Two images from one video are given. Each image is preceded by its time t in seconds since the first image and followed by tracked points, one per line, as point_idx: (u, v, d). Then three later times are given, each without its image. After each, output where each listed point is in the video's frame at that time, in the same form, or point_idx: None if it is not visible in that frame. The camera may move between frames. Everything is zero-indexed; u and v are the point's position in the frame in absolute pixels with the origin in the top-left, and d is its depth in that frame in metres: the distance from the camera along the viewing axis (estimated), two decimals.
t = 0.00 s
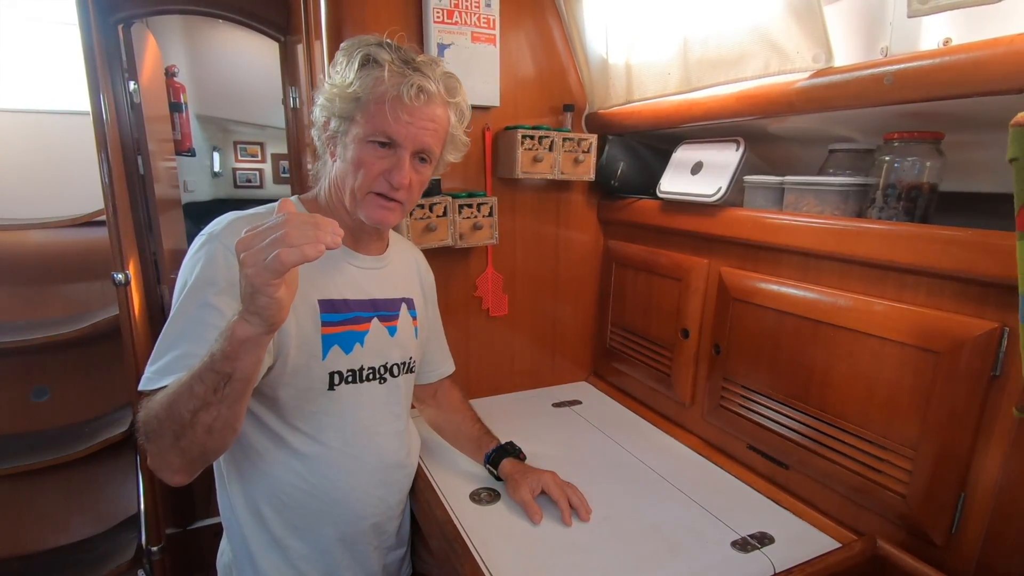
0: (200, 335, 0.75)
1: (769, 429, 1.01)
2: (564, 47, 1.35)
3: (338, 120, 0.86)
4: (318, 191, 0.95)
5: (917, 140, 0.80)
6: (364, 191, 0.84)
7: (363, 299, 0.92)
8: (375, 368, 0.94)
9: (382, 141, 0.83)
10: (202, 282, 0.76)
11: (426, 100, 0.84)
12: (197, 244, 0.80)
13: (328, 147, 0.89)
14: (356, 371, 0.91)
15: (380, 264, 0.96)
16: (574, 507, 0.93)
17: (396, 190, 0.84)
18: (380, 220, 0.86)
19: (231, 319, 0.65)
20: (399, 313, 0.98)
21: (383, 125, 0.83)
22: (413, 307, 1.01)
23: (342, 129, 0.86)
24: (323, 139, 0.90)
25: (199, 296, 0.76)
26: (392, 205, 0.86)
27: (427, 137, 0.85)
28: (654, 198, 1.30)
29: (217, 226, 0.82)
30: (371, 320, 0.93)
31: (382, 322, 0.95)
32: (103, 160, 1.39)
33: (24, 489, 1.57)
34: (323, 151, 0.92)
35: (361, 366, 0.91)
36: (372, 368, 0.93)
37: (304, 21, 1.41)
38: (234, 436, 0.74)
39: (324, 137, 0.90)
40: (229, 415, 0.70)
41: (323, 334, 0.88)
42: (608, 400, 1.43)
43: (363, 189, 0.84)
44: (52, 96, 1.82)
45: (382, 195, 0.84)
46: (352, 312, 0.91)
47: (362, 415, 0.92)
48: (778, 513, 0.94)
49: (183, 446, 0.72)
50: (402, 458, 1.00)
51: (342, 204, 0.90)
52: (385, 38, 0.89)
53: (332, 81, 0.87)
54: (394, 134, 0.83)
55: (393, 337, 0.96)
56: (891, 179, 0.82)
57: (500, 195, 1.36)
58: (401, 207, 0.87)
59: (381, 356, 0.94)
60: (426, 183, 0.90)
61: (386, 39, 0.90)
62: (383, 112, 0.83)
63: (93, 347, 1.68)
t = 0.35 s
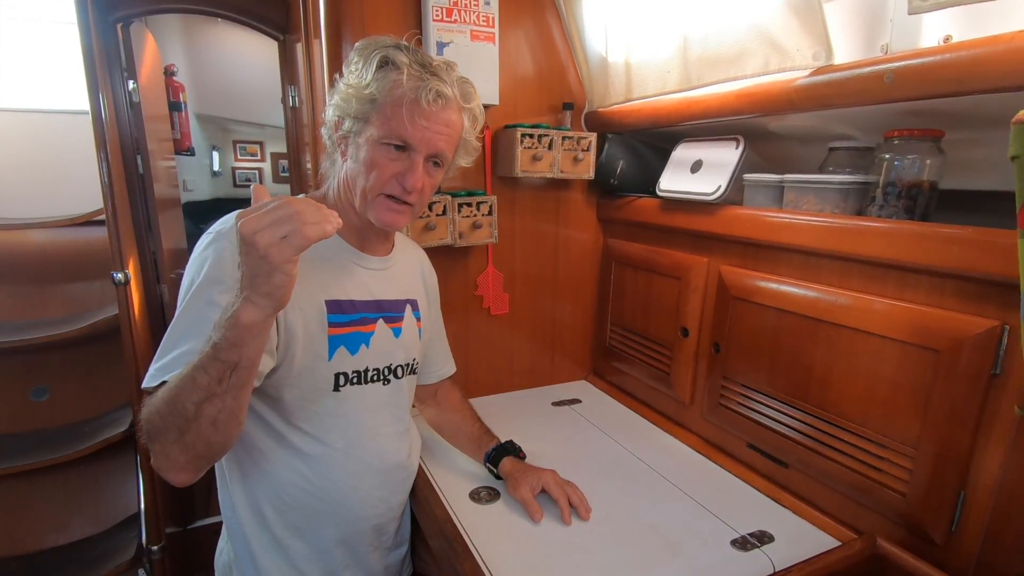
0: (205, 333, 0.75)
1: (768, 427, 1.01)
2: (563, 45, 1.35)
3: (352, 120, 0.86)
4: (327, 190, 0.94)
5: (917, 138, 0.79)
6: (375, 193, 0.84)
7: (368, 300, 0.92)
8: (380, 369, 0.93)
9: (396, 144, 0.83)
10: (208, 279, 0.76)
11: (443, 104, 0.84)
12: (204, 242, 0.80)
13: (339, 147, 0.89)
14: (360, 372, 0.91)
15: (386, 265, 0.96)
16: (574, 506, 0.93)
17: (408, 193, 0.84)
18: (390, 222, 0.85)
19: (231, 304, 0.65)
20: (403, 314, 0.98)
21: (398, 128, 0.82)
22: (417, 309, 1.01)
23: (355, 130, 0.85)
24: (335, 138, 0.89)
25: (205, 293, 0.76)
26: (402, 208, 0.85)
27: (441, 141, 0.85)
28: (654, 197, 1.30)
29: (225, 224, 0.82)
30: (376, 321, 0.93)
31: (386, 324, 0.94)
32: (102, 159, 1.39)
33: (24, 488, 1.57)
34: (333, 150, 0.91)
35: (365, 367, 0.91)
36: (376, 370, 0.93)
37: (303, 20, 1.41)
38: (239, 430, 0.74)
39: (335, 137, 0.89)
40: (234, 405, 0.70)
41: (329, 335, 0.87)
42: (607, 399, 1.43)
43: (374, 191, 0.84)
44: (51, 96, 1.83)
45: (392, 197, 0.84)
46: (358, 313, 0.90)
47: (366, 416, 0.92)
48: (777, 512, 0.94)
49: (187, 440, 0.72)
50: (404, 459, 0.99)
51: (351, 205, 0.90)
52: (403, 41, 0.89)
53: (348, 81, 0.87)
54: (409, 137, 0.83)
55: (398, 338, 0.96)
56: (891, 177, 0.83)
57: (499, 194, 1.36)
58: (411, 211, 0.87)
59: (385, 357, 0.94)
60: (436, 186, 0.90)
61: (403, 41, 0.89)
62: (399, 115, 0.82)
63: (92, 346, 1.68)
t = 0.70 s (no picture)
0: (226, 345, 0.75)
1: (769, 425, 1.01)
2: (563, 43, 1.34)
3: (352, 117, 0.86)
4: (329, 190, 0.93)
5: (919, 134, 0.79)
6: (379, 189, 0.83)
7: (372, 302, 0.92)
8: (384, 372, 0.93)
9: (397, 137, 0.83)
10: (221, 290, 0.76)
11: (443, 95, 0.84)
12: (209, 250, 0.79)
13: (341, 146, 0.88)
14: (366, 374, 0.91)
15: (390, 267, 0.95)
16: (574, 502, 0.93)
17: (411, 186, 0.83)
18: (396, 218, 0.85)
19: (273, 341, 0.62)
20: (407, 316, 0.97)
21: (399, 121, 0.82)
22: (420, 310, 1.01)
23: (356, 127, 0.85)
24: (336, 138, 0.89)
25: (222, 304, 0.76)
26: (408, 202, 0.85)
27: (443, 133, 0.85)
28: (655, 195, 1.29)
29: (229, 231, 0.81)
30: (380, 324, 0.93)
31: (390, 326, 0.94)
32: (102, 158, 1.39)
33: (26, 488, 1.57)
34: (334, 150, 0.91)
35: (370, 370, 0.91)
36: (381, 372, 0.93)
37: (303, 19, 1.41)
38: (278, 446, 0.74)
39: (336, 136, 0.89)
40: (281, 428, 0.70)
41: (337, 340, 0.87)
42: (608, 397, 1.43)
43: (378, 187, 0.83)
44: (51, 96, 1.83)
45: (397, 192, 0.84)
46: (363, 316, 0.91)
47: (369, 417, 0.93)
48: (779, 510, 0.94)
49: (231, 463, 0.71)
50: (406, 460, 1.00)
51: (355, 205, 0.89)
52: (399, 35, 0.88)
53: (347, 78, 0.87)
54: (410, 130, 0.83)
55: (402, 340, 0.96)
56: (893, 174, 0.82)
57: (499, 193, 1.36)
58: (416, 205, 0.86)
59: (389, 359, 0.94)
60: (439, 180, 0.90)
61: (398, 36, 0.89)
62: (400, 108, 0.82)
63: (94, 346, 1.69)
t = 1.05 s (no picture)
0: (263, 354, 0.74)
1: (773, 424, 1.00)
2: (564, 40, 1.34)
3: (315, 113, 0.86)
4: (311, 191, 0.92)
5: (923, 130, 0.78)
6: (358, 174, 0.83)
7: (372, 300, 0.91)
8: (385, 370, 0.93)
9: (360, 116, 0.82)
10: (241, 299, 0.74)
11: (391, 59, 0.82)
12: (211, 262, 0.75)
13: (315, 146, 0.88)
14: (368, 373, 0.90)
15: (386, 263, 0.95)
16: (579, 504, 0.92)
17: (387, 160, 0.82)
18: (384, 198, 0.84)
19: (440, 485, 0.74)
20: (405, 313, 0.97)
21: (356, 99, 0.81)
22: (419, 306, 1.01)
23: (322, 121, 0.85)
24: (308, 141, 0.90)
25: (251, 315, 0.74)
26: (389, 178, 0.84)
27: (403, 99, 0.83)
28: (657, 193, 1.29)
29: (228, 239, 0.77)
30: (380, 322, 0.92)
31: (390, 323, 0.93)
32: (104, 159, 1.39)
33: (30, 488, 1.58)
34: (311, 154, 0.91)
35: (373, 369, 0.90)
36: (382, 371, 0.92)
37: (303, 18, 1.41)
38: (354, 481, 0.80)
39: (309, 139, 0.89)
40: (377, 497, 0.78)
41: (340, 339, 0.86)
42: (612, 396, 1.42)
43: (356, 172, 0.83)
44: (53, 97, 1.83)
45: (375, 171, 0.83)
46: (364, 314, 0.89)
47: (372, 416, 0.92)
48: (784, 509, 0.93)
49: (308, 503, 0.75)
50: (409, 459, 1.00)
51: (339, 198, 0.88)
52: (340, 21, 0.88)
53: (299, 77, 0.87)
54: (370, 104, 0.82)
55: (402, 338, 0.95)
56: (897, 170, 0.82)
57: (501, 191, 1.35)
58: (399, 181, 0.85)
59: (390, 357, 0.93)
60: (417, 151, 0.89)
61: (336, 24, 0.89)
62: (353, 85, 0.81)
63: (97, 347, 1.69)
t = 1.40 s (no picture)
0: (260, 355, 0.74)
1: (778, 422, 1.00)
2: (565, 37, 1.33)
3: (288, 112, 0.86)
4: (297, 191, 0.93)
5: (929, 126, 0.78)
6: (334, 169, 0.83)
7: (364, 298, 0.90)
8: (380, 368, 0.92)
9: (330, 109, 0.82)
10: (232, 302, 0.74)
11: (353, 48, 0.81)
12: (200, 266, 0.75)
13: (296, 146, 0.88)
14: (363, 372, 0.89)
15: (378, 260, 0.94)
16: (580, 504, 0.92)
17: (359, 150, 0.81)
18: (363, 190, 0.83)
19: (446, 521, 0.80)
20: (401, 310, 0.96)
21: (322, 92, 0.81)
22: (414, 302, 1.00)
23: (296, 120, 0.85)
24: (288, 141, 0.90)
25: (243, 317, 0.74)
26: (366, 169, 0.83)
27: (371, 87, 0.82)
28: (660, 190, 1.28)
29: (215, 242, 0.77)
30: (373, 319, 0.91)
31: (384, 321, 0.93)
32: (105, 160, 1.39)
33: (33, 489, 1.58)
34: (293, 155, 0.91)
35: (368, 367, 0.90)
36: (377, 368, 0.92)
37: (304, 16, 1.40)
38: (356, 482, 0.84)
39: (288, 139, 0.90)
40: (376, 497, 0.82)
41: (331, 339, 0.85)
42: (615, 395, 1.42)
43: (332, 167, 0.82)
44: (55, 97, 1.83)
45: (350, 164, 0.82)
46: (357, 313, 0.88)
47: (369, 415, 0.92)
48: (789, 508, 0.93)
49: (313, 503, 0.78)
50: (410, 459, 0.99)
51: (324, 196, 0.88)
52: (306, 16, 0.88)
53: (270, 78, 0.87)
54: (338, 97, 0.81)
55: (396, 335, 0.94)
56: (903, 167, 0.81)
57: (503, 190, 1.35)
58: (377, 172, 0.85)
59: (385, 355, 0.93)
60: (395, 140, 0.88)
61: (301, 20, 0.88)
62: (319, 79, 0.81)
63: (99, 347, 1.69)
